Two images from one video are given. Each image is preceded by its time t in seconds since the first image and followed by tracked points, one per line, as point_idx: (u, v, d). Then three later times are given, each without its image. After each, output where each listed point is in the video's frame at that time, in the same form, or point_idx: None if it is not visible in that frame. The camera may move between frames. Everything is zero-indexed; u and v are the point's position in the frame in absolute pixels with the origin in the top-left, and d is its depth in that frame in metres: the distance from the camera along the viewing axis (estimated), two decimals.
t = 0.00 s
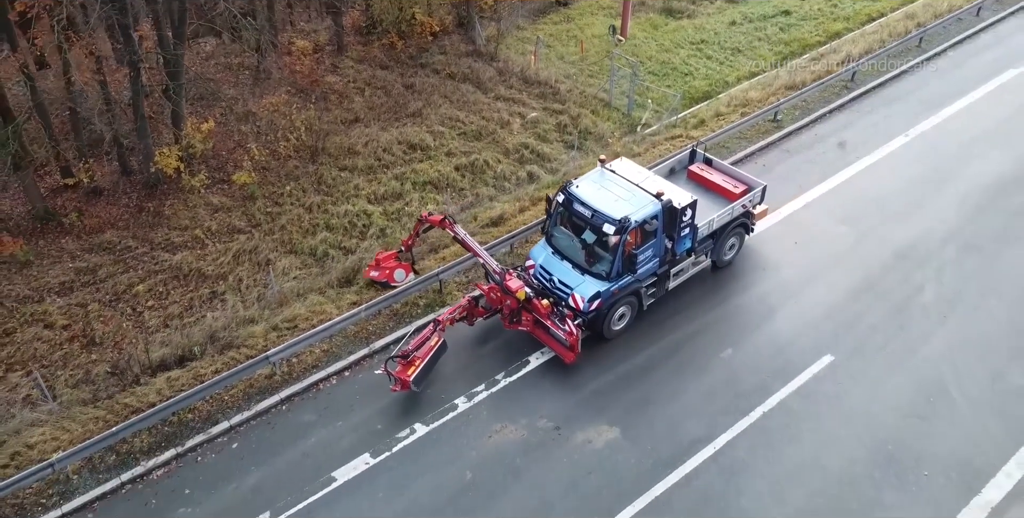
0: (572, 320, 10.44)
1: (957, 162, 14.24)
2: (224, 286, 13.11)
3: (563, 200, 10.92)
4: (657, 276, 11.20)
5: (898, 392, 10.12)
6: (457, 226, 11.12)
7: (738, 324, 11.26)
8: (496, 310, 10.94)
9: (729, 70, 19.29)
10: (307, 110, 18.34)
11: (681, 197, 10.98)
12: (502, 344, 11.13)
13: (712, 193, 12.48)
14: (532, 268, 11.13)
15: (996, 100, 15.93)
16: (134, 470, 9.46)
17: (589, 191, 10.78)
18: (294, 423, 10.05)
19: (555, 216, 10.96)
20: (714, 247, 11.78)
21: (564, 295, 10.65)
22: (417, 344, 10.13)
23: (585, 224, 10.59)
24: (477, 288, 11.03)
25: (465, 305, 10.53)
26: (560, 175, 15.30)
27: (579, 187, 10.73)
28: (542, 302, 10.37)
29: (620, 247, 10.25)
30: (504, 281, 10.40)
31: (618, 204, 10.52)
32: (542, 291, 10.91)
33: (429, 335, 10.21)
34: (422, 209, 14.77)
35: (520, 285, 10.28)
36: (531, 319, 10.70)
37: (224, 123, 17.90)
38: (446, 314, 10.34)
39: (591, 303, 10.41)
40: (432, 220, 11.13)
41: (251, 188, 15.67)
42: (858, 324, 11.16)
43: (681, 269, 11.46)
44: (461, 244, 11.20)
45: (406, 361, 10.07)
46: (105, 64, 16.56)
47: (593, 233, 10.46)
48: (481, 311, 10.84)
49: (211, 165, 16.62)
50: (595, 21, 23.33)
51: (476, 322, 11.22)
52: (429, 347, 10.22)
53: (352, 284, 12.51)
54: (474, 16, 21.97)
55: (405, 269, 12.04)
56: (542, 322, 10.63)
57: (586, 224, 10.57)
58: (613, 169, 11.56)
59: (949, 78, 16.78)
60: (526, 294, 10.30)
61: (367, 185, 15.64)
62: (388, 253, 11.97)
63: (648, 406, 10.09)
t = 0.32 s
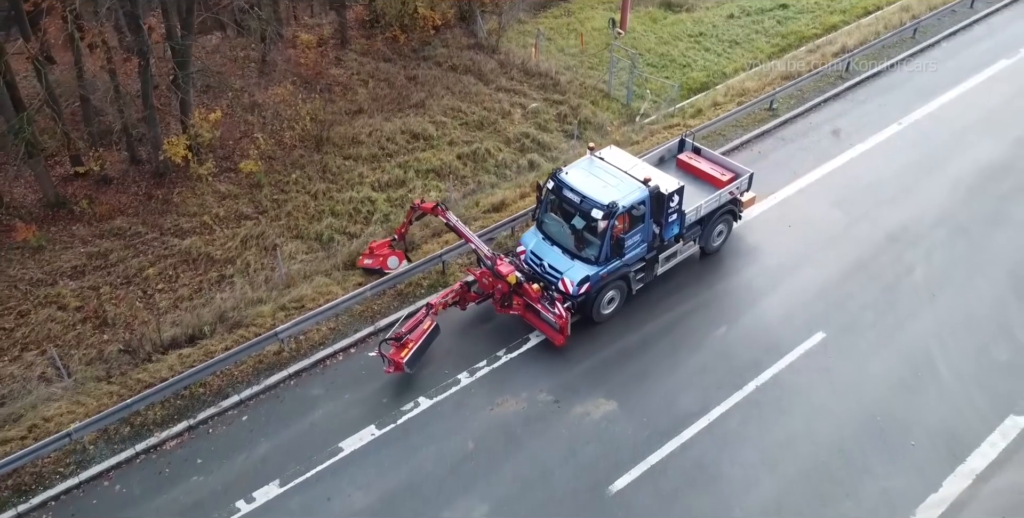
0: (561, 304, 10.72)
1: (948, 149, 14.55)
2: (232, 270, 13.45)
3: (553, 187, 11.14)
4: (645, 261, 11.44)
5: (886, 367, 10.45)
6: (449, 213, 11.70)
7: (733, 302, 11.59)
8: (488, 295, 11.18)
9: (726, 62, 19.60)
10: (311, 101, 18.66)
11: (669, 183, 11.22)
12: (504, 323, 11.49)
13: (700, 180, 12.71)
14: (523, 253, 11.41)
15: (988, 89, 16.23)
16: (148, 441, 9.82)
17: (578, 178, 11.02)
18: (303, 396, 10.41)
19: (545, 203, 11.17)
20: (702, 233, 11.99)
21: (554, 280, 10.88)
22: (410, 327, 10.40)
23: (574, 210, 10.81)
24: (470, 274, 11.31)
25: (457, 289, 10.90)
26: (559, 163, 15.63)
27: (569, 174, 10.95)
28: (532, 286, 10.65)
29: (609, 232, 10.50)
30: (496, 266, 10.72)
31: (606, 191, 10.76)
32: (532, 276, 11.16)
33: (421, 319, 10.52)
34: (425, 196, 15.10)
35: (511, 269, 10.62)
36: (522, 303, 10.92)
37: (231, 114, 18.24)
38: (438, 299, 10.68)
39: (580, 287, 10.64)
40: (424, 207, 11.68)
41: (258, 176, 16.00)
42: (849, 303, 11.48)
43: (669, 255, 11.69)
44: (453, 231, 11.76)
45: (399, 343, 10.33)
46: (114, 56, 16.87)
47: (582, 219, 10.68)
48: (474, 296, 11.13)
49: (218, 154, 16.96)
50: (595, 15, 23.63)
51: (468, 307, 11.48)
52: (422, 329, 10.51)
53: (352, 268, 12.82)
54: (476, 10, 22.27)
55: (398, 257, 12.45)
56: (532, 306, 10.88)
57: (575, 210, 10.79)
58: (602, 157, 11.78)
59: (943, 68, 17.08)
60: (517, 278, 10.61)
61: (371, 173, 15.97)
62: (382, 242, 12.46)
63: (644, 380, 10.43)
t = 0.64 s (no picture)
0: (553, 288, 10.87)
1: (942, 137, 14.82)
2: (239, 254, 13.76)
3: (545, 173, 11.36)
4: (635, 247, 11.68)
5: (878, 345, 10.73)
6: (443, 199, 11.77)
7: (729, 284, 11.89)
8: (481, 280, 11.44)
9: (724, 54, 19.88)
10: (315, 93, 18.96)
11: (658, 170, 11.49)
12: (505, 304, 11.80)
13: (690, 168, 12.96)
14: (515, 239, 11.59)
15: (981, 79, 16.50)
16: (160, 415, 10.12)
17: (569, 165, 11.21)
18: (310, 373, 10.73)
19: (537, 189, 11.39)
20: (691, 220, 12.25)
21: (545, 265, 11.11)
22: (404, 309, 10.66)
23: (565, 197, 11.02)
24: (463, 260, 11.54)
25: (450, 275, 11.10)
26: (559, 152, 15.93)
27: (560, 160, 11.17)
28: (524, 271, 10.86)
29: (598, 218, 10.70)
30: (488, 251, 10.98)
31: (596, 177, 10.95)
32: (524, 261, 11.39)
33: (414, 302, 10.78)
34: (427, 183, 15.40)
35: (503, 255, 10.88)
36: (514, 287, 11.16)
37: (236, 105, 18.56)
38: (431, 283, 10.92)
39: (571, 272, 10.88)
40: (419, 194, 11.75)
41: (263, 165, 16.30)
42: (842, 284, 11.75)
43: (659, 242, 11.93)
44: (447, 217, 11.81)
45: (393, 325, 10.59)
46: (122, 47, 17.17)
47: (573, 206, 10.88)
48: (467, 281, 11.33)
49: (225, 144, 17.26)
50: (595, 9, 23.91)
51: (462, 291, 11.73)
52: (416, 312, 10.75)
53: (355, 254, 13.11)
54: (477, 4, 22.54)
55: (394, 243, 12.84)
56: (524, 290, 11.08)
57: (566, 196, 11.00)
58: (594, 144, 11.95)
59: (937, 59, 17.35)
60: (509, 263, 10.83)
61: (375, 161, 16.27)
62: (378, 228, 12.87)
63: (641, 357, 10.73)
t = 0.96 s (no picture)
0: (544, 274, 11.11)
1: (935, 125, 15.07)
2: (245, 241, 14.04)
3: (537, 162, 11.58)
4: (626, 234, 11.86)
5: (870, 325, 10.99)
6: (437, 188, 12.13)
7: (726, 266, 12.16)
8: (474, 268, 11.61)
9: (723, 46, 20.14)
10: (319, 85, 19.23)
11: (648, 158, 11.62)
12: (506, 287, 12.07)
13: (681, 158, 13.12)
14: (508, 227, 11.84)
15: (975, 69, 16.75)
16: (170, 392, 10.39)
17: (560, 153, 11.42)
18: (316, 351, 11.02)
19: (529, 177, 11.61)
20: (682, 209, 12.43)
21: (537, 251, 11.30)
22: (397, 294, 10.84)
23: (556, 184, 11.24)
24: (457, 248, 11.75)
25: (444, 261, 11.31)
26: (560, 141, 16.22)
27: (551, 148, 11.38)
28: (516, 258, 11.05)
29: (589, 204, 10.90)
30: (480, 238, 11.15)
31: (587, 165, 11.16)
32: (517, 248, 11.59)
33: (408, 287, 10.96)
34: (430, 171, 15.68)
35: (495, 240, 11.05)
36: (506, 274, 11.31)
37: (242, 96, 18.85)
38: (425, 270, 11.15)
39: (562, 258, 11.06)
40: (413, 182, 12.11)
41: (268, 154, 16.58)
42: (836, 266, 12.02)
43: (650, 229, 12.10)
44: (441, 205, 12.16)
45: (387, 310, 10.79)
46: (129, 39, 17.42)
47: (563, 193, 11.10)
48: (460, 268, 11.54)
49: (230, 134, 17.54)
50: (596, 4, 24.17)
51: (455, 278, 11.93)
52: (410, 298, 10.95)
53: (352, 243, 13.27)
54: None
55: (389, 232, 12.95)
56: (516, 277, 11.25)
57: (557, 184, 11.22)
58: (585, 134, 12.14)
59: (932, 50, 17.60)
60: (501, 249, 11.01)
61: (378, 151, 16.55)
62: (373, 218, 13.08)
63: (639, 336, 11.00)
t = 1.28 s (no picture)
0: (537, 261, 11.32)
1: (931, 114, 15.30)
2: (252, 228, 14.29)
3: (530, 151, 11.73)
4: (618, 222, 12.01)
5: (864, 306, 11.23)
6: (431, 176, 12.22)
7: (724, 250, 12.41)
8: (469, 255, 11.80)
9: (722, 39, 20.36)
10: (323, 77, 19.48)
11: (639, 147, 11.74)
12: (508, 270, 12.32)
13: (673, 149, 13.28)
14: (501, 215, 11.94)
15: (970, 60, 16.98)
16: (180, 370, 10.64)
17: (553, 141, 11.58)
18: (323, 332, 11.29)
19: (523, 166, 11.77)
20: (674, 197, 12.59)
21: (530, 239, 11.45)
22: (392, 281, 11.09)
23: (549, 172, 11.40)
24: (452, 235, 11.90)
25: (438, 249, 11.43)
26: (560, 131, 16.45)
27: (544, 137, 11.54)
28: (509, 245, 11.30)
29: (581, 192, 11.05)
30: (474, 225, 11.34)
31: (579, 153, 11.32)
32: (510, 235, 11.74)
33: (403, 274, 11.21)
34: (433, 161, 15.93)
35: (488, 228, 11.23)
36: (500, 261, 11.62)
37: (247, 87, 19.10)
38: (419, 257, 11.31)
39: (555, 245, 11.22)
40: (408, 170, 12.24)
41: (273, 145, 16.83)
42: (832, 250, 12.25)
43: (642, 218, 12.25)
44: (436, 193, 12.26)
45: (382, 296, 11.02)
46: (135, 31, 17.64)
47: (556, 181, 11.26)
48: (455, 256, 11.70)
49: (236, 125, 17.78)
50: None
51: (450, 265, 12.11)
52: (404, 285, 11.19)
53: (348, 232, 13.40)
54: None
55: (385, 220, 13.12)
56: (510, 264, 11.56)
57: (550, 172, 11.38)
58: (578, 124, 12.31)
59: (928, 41, 17.84)
60: (494, 236, 11.23)
61: (382, 141, 16.80)
62: (370, 206, 13.17)
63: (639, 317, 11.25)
